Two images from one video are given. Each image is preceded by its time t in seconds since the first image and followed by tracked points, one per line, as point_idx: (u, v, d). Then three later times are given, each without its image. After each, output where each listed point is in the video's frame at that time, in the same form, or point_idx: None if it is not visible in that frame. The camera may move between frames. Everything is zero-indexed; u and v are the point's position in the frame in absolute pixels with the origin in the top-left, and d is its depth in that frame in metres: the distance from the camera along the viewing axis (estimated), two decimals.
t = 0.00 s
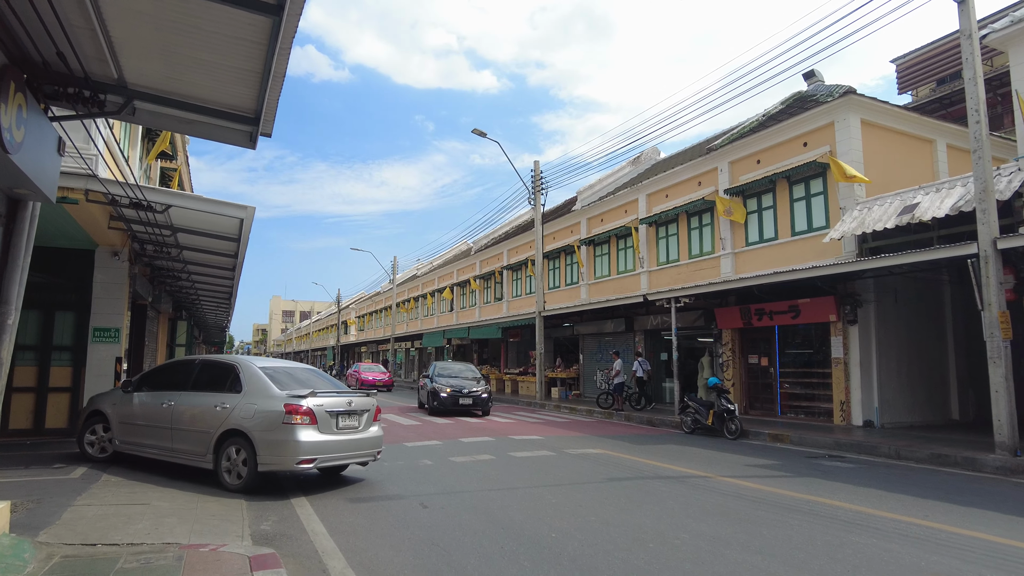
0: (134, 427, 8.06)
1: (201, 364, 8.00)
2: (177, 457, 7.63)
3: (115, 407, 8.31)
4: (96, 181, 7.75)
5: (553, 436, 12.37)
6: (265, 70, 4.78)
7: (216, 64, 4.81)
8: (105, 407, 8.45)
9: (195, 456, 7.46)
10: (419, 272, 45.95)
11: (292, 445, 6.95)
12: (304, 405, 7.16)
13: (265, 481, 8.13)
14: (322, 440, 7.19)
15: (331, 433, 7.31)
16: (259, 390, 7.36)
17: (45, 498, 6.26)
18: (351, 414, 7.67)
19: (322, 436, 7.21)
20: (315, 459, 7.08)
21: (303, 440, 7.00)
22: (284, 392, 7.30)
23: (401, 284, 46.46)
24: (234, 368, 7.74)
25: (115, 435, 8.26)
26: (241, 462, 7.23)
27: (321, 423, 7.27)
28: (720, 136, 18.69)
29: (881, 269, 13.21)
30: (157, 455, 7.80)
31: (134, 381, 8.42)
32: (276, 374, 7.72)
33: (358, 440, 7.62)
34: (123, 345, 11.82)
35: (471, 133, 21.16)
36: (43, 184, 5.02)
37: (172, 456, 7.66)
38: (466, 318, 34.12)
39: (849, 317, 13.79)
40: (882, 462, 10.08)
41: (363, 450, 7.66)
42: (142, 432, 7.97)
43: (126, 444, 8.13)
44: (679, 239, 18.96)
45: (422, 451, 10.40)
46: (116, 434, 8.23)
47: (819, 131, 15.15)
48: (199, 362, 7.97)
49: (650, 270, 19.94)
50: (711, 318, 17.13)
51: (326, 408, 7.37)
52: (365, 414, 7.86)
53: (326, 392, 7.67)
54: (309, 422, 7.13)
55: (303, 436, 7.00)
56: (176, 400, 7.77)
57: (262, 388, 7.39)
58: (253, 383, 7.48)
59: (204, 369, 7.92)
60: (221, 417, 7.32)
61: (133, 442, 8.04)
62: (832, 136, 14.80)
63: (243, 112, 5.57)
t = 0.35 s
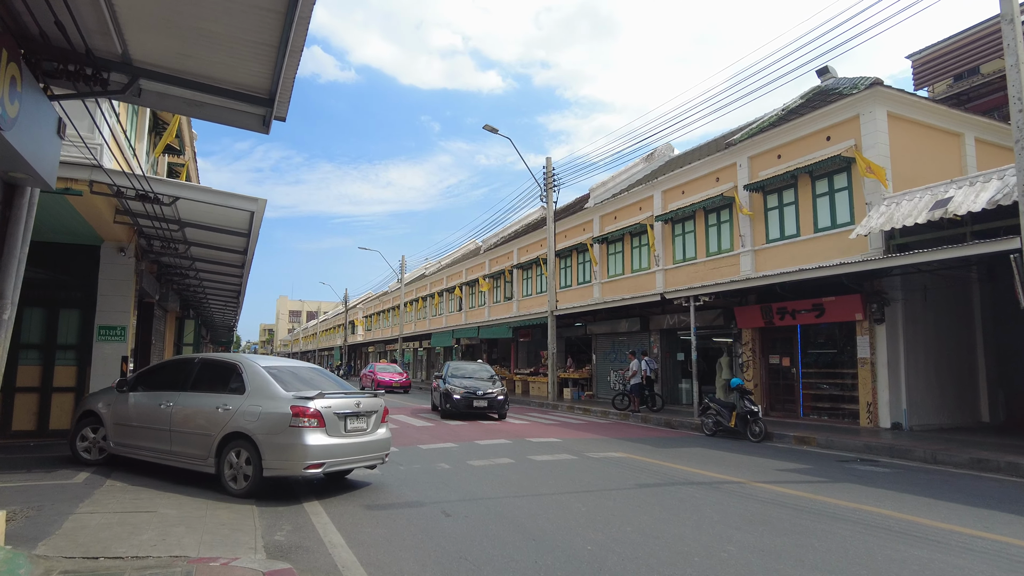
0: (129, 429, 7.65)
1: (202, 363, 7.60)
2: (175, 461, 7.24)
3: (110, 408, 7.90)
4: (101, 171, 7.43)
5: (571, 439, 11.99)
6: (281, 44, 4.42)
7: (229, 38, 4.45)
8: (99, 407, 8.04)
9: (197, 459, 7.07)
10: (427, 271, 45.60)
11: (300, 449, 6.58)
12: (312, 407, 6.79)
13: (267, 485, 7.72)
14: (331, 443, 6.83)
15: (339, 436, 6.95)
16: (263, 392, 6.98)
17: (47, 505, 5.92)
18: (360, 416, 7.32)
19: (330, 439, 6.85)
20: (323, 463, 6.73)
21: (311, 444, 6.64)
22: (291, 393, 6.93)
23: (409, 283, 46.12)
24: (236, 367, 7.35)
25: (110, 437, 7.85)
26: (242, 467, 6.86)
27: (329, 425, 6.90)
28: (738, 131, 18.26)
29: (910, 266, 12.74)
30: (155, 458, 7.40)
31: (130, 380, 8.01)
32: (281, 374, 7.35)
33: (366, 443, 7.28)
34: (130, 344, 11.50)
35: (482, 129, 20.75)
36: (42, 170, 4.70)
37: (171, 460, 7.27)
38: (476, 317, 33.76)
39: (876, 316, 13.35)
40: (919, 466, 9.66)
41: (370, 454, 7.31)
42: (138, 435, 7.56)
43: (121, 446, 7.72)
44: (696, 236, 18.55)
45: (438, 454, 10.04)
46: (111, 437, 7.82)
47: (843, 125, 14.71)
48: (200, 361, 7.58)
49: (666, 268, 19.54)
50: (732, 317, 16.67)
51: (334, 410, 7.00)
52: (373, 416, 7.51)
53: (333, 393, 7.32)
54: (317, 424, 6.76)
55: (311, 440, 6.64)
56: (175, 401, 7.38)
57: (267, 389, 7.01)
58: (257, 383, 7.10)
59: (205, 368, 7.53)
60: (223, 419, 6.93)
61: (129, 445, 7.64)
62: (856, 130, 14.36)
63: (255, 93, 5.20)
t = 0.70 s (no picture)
0: (117, 436, 7.17)
1: (195, 366, 7.17)
2: (168, 470, 6.80)
3: (97, 413, 7.42)
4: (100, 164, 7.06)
5: (588, 445, 11.56)
6: (296, 19, 4.04)
7: (238, 14, 4.07)
8: (85, 411, 7.55)
9: (191, 469, 6.64)
10: (433, 272, 45.23)
11: (302, 458, 6.20)
12: (314, 414, 6.42)
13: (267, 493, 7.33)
14: (334, 451, 6.45)
15: (342, 443, 6.57)
16: (263, 397, 6.58)
17: (44, 519, 5.55)
18: (363, 422, 6.96)
19: (333, 447, 6.48)
20: (326, 473, 6.36)
21: (313, 452, 6.27)
22: (292, 399, 6.55)
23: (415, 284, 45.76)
24: (233, 371, 6.94)
25: (97, 444, 7.38)
26: (242, 473, 6.45)
27: (333, 432, 6.52)
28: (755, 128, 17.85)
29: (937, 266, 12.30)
30: (148, 467, 6.95)
31: (117, 384, 7.52)
32: (280, 378, 6.96)
33: (370, 451, 6.91)
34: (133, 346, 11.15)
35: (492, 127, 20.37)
36: (35, 156, 4.30)
37: (163, 469, 6.83)
38: (483, 319, 33.36)
39: (902, 318, 12.89)
40: (955, 475, 9.24)
41: (373, 462, 6.94)
42: (129, 441, 7.10)
43: (109, 454, 7.26)
44: (712, 236, 18.15)
45: (452, 461, 9.65)
46: (99, 443, 7.34)
47: (866, 121, 14.28)
48: (194, 364, 7.15)
49: (680, 268, 19.13)
50: (749, 318, 16.39)
51: (337, 416, 6.64)
52: (377, 422, 7.15)
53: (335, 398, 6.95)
54: (319, 432, 6.39)
55: (313, 448, 6.27)
56: (167, 406, 6.93)
57: (266, 394, 6.61)
58: (256, 388, 6.70)
59: (199, 372, 7.10)
60: (220, 426, 6.52)
61: (118, 452, 7.18)
62: (880, 126, 13.93)
63: (268, 76, 4.82)
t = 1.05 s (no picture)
0: (100, 440, 6.71)
1: (185, 367, 6.74)
2: (155, 476, 6.35)
3: (77, 415, 6.92)
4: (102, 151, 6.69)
5: (607, 449, 11.14)
6: None
7: None
8: (63, 413, 7.03)
9: (180, 474, 6.20)
10: (440, 273, 44.87)
11: (302, 463, 5.80)
12: (313, 416, 6.00)
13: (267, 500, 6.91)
14: (335, 455, 6.05)
15: (343, 446, 6.16)
16: (259, 398, 6.15)
17: (38, 530, 5.13)
18: (364, 425, 6.55)
19: (334, 451, 6.07)
20: (327, 478, 5.96)
21: (313, 456, 5.85)
22: (291, 401, 6.12)
23: (422, 285, 45.39)
24: (225, 372, 6.51)
25: (77, 449, 6.89)
26: (234, 472, 6.04)
27: (333, 436, 6.12)
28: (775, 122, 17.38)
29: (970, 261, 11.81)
30: (134, 473, 6.48)
31: (100, 386, 7.06)
32: (276, 379, 6.51)
33: (372, 454, 6.52)
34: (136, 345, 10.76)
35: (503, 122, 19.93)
36: (24, 133, 3.94)
37: (150, 474, 6.38)
38: (491, 319, 32.94)
39: (934, 315, 12.37)
40: (1000, 480, 8.76)
41: (373, 466, 6.55)
42: (113, 446, 6.63)
43: (89, 458, 6.78)
44: (730, 233, 17.69)
45: (469, 466, 9.23)
46: (80, 448, 6.85)
47: (892, 112, 13.78)
48: (183, 363, 6.72)
49: (696, 266, 18.68)
50: (771, 317, 15.91)
51: (338, 417, 6.23)
52: (377, 423, 6.76)
53: (336, 399, 6.54)
54: (320, 435, 5.97)
55: (313, 452, 5.86)
56: (154, 409, 6.48)
57: (262, 396, 6.18)
58: (252, 389, 6.27)
59: (189, 372, 6.67)
60: (212, 429, 6.08)
61: (100, 457, 6.70)
62: (907, 117, 13.43)
63: (279, 45, 4.40)
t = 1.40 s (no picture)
0: (82, 444, 6.26)
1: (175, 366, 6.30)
2: (144, 483, 5.91)
3: (56, 418, 6.45)
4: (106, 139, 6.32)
5: (631, 453, 10.69)
6: None
7: None
8: (40, 415, 6.56)
9: (170, 479, 5.77)
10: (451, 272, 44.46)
11: (302, 468, 5.41)
12: (314, 419, 5.61)
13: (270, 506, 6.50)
14: (336, 460, 5.65)
15: (345, 450, 5.77)
16: (257, 400, 5.75)
17: (36, 544, 4.74)
18: (366, 427, 6.16)
19: (337, 456, 5.68)
20: (329, 484, 5.57)
21: (314, 461, 5.46)
22: (290, 403, 5.72)
23: (432, 284, 45.01)
24: (219, 373, 6.08)
25: (56, 454, 6.42)
26: (227, 476, 5.64)
27: (335, 439, 5.73)
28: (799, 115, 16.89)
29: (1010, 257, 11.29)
30: (120, 479, 6.04)
31: (83, 386, 6.60)
32: (274, 381, 6.09)
33: (373, 458, 6.13)
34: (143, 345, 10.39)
35: (516, 118, 19.52)
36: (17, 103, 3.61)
37: (138, 480, 5.94)
38: (503, 319, 32.51)
39: (971, 314, 11.88)
40: None
41: (374, 470, 6.15)
42: (96, 450, 6.17)
43: (71, 463, 6.32)
44: (751, 230, 17.21)
45: (489, 471, 8.80)
46: (61, 453, 6.38)
47: (924, 103, 13.27)
48: (173, 363, 6.29)
49: (716, 264, 18.20)
50: (796, 316, 15.45)
51: (339, 419, 5.84)
52: (378, 425, 6.37)
53: (337, 400, 6.13)
54: (321, 439, 5.58)
55: (314, 456, 5.48)
56: (142, 411, 6.04)
57: (260, 398, 5.77)
58: (249, 391, 5.86)
59: (178, 372, 6.24)
60: (206, 433, 5.65)
61: (82, 462, 6.25)
62: (940, 108, 12.92)
63: (296, 11, 4.03)
